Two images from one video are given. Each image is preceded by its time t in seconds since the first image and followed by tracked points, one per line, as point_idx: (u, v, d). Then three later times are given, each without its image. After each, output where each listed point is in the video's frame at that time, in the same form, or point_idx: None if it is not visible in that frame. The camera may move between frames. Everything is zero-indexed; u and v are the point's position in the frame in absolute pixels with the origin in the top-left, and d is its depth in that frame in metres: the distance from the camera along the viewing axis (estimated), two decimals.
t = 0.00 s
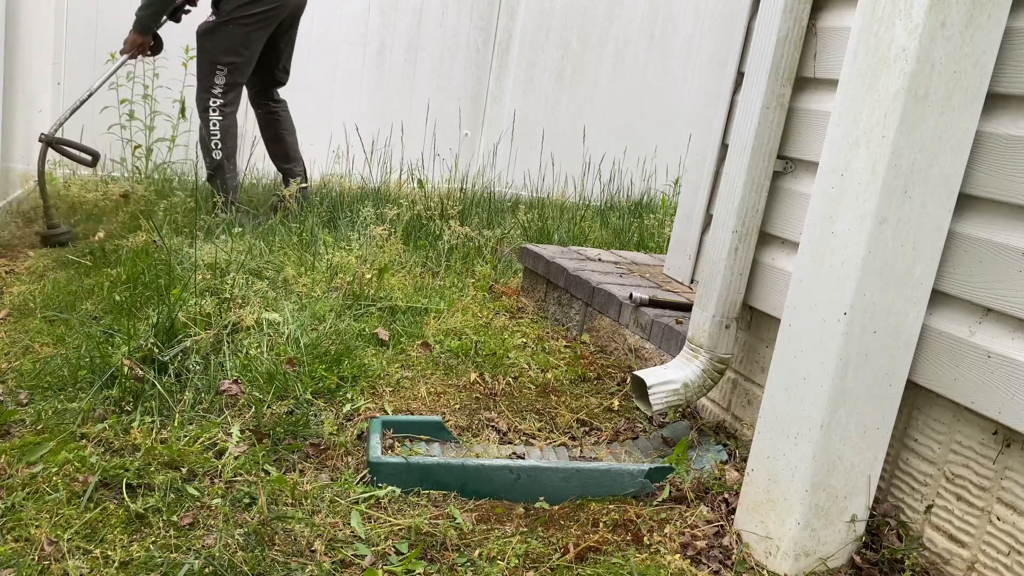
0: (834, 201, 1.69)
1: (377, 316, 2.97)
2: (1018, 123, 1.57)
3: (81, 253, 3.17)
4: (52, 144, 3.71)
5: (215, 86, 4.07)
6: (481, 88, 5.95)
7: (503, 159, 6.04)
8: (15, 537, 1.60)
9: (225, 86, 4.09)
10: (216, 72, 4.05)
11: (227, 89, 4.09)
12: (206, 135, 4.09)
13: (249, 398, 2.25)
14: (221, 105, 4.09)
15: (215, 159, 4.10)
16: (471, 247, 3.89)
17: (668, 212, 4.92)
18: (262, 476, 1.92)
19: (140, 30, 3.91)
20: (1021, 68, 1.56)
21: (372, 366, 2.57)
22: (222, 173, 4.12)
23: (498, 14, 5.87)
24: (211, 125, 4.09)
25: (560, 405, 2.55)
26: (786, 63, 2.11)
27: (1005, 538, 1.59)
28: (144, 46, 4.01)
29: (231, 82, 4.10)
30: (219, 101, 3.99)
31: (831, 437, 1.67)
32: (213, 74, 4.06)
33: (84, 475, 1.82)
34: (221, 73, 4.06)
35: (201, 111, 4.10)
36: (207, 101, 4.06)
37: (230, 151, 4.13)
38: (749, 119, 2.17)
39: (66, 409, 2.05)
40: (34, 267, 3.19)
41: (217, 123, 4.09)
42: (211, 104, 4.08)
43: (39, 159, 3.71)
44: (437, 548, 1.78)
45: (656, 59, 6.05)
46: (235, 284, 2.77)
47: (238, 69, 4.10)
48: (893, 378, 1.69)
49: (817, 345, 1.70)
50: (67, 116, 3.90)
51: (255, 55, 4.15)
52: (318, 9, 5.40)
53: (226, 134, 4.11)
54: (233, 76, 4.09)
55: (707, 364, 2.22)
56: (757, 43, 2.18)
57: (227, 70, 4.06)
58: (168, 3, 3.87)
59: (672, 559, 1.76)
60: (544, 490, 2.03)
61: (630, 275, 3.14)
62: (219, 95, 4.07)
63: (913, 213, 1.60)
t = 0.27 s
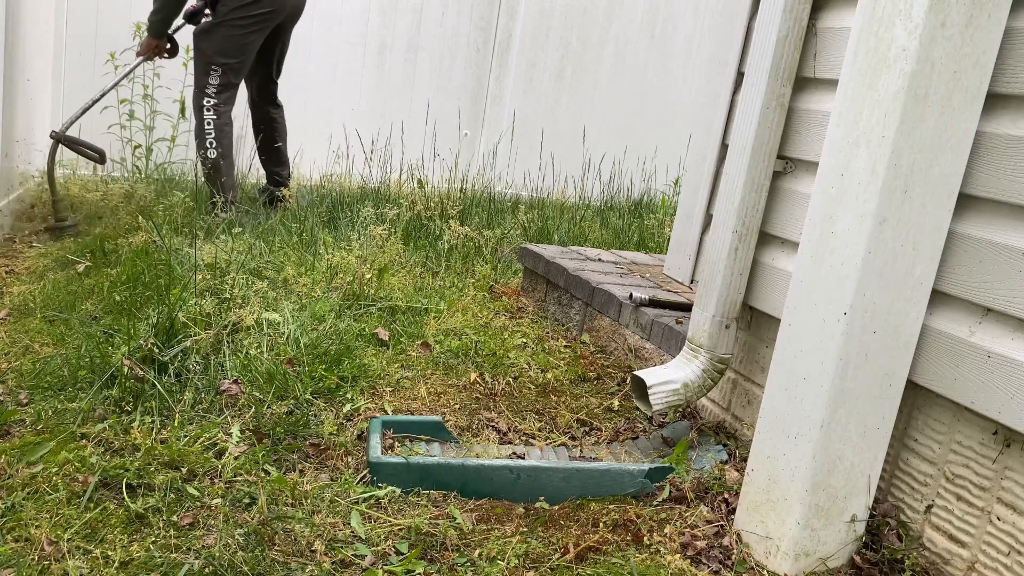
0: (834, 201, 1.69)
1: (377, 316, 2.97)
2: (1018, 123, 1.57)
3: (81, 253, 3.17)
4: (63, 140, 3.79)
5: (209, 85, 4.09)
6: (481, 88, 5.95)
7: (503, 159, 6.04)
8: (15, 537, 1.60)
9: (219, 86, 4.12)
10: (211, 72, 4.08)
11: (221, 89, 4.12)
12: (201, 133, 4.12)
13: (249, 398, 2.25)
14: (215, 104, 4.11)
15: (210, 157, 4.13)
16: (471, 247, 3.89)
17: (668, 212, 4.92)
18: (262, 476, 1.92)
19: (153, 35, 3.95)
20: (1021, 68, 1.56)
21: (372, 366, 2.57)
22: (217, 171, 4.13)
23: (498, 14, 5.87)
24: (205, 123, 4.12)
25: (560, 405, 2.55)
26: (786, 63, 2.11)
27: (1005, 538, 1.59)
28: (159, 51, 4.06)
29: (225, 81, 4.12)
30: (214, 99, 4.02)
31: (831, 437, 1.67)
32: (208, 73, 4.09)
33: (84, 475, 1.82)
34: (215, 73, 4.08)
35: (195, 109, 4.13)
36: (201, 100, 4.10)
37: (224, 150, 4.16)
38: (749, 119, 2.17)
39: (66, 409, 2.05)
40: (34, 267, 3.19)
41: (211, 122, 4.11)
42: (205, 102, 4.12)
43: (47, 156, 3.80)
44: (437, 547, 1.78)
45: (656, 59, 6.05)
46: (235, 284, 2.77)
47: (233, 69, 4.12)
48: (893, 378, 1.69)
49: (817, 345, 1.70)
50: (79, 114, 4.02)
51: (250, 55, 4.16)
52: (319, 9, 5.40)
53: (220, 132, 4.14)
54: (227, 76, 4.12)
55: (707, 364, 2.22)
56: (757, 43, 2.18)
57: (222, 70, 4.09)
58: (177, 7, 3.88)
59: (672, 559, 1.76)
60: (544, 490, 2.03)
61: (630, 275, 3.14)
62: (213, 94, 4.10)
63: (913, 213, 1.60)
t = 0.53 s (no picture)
0: (834, 201, 1.69)
1: (377, 316, 2.97)
2: (1018, 123, 1.57)
3: (81, 253, 3.17)
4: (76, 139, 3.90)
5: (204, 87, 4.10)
6: (481, 88, 5.95)
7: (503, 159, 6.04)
8: (15, 537, 1.60)
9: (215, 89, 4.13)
10: (207, 75, 4.10)
11: (216, 92, 4.13)
12: (195, 133, 4.12)
13: (249, 398, 2.25)
14: (209, 105, 4.12)
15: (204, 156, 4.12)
16: (471, 247, 3.89)
17: (668, 212, 4.92)
18: (262, 476, 1.92)
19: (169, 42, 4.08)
20: (1021, 68, 1.56)
21: (372, 366, 2.57)
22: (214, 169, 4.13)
23: (498, 14, 5.87)
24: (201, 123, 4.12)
25: (560, 405, 2.55)
26: (786, 63, 2.11)
27: (1005, 538, 1.59)
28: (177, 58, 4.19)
29: (220, 86, 4.14)
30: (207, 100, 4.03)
31: (831, 437, 1.67)
32: (204, 76, 4.10)
33: (84, 475, 1.82)
34: (211, 76, 4.10)
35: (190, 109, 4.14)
36: (196, 101, 4.11)
37: (219, 147, 4.16)
38: (749, 119, 2.17)
39: (66, 409, 2.05)
40: (34, 267, 3.19)
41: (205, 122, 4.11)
42: (199, 104, 4.13)
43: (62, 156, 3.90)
44: (437, 547, 1.78)
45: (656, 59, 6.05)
46: (235, 284, 2.77)
47: (228, 74, 4.14)
48: (894, 378, 1.69)
49: (817, 345, 1.70)
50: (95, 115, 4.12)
51: (247, 64, 4.21)
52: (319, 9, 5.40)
53: (215, 132, 4.14)
54: (223, 80, 4.15)
55: (707, 364, 2.22)
56: (757, 43, 2.18)
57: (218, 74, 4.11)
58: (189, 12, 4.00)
59: (672, 559, 1.76)
60: (544, 490, 2.03)
61: (630, 275, 3.14)
62: (207, 96, 4.10)
63: (913, 213, 1.60)
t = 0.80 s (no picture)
0: (834, 201, 1.69)
1: (377, 316, 2.97)
2: (1018, 123, 1.57)
3: (81, 254, 3.17)
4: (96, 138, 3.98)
5: (222, 86, 4.16)
6: (482, 88, 5.95)
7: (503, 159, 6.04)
8: (15, 537, 1.60)
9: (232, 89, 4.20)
10: (224, 76, 4.17)
11: (233, 92, 4.19)
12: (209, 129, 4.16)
13: (249, 398, 2.25)
14: (226, 104, 4.18)
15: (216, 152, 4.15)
16: (471, 247, 3.89)
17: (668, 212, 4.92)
18: (262, 476, 1.92)
19: (186, 46, 4.18)
20: (1021, 68, 1.56)
21: (372, 366, 2.57)
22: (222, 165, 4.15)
23: (498, 14, 5.88)
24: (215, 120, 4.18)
25: (560, 405, 2.55)
26: (786, 63, 2.11)
27: (1005, 538, 1.59)
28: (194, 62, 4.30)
29: (238, 87, 4.21)
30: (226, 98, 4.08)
31: (831, 437, 1.67)
32: (222, 77, 4.17)
33: (84, 475, 1.82)
34: (229, 77, 4.17)
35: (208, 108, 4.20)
36: (213, 101, 4.16)
37: (231, 144, 4.19)
38: (749, 119, 2.17)
39: (65, 409, 2.05)
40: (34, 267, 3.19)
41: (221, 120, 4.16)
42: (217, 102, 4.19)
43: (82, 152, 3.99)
44: (437, 547, 1.78)
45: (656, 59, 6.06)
46: (235, 284, 2.77)
47: (245, 75, 4.21)
48: (893, 378, 1.69)
49: (817, 345, 1.70)
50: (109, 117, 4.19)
51: (263, 67, 4.30)
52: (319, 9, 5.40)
53: (229, 129, 4.19)
54: (241, 81, 4.22)
55: (707, 364, 2.22)
56: (756, 43, 2.18)
57: (235, 75, 4.19)
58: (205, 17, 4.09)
59: (672, 559, 1.75)
60: (544, 490, 2.03)
61: (630, 275, 3.14)
62: (224, 95, 4.16)
63: (913, 213, 1.60)
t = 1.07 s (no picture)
0: (834, 201, 1.69)
1: (377, 316, 2.97)
2: (1018, 123, 1.57)
3: (81, 254, 3.17)
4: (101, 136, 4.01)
5: (218, 79, 4.27)
6: (482, 88, 5.94)
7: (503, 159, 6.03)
8: (15, 537, 1.60)
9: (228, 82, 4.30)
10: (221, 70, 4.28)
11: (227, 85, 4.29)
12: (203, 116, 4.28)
13: (249, 398, 2.25)
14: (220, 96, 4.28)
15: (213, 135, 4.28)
16: (471, 247, 3.90)
17: (668, 212, 4.92)
18: (262, 476, 1.92)
19: (193, 48, 4.30)
20: (1021, 68, 1.56)
21: (372, 366, 2.57)
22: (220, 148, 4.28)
23: (498, 14, 5.88)
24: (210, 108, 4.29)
25: (560, 405, 2.55)
26: (786, 63, 2.11)
27: (1005, 538, 1.59)
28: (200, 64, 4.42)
29: (234, 79, 4.31)
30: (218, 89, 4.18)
31: (831, 437, 1.67)
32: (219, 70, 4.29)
33: (84, 475, 1.82)
34: (225, 70, 4.28)
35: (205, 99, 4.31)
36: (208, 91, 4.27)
37: (224, 133, 4.29)
38: (749, 119, 2.17)
39: (65, 409, 2.06)
40: (33, 267, 3.19)
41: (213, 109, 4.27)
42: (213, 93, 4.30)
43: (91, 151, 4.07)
44: (437, 547, 1.78)
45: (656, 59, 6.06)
46: (235, 284, 2.77)
47: (243, 70, 4.32)
48: (893, 378, 1.69)
49: (818, 345, 1.69)
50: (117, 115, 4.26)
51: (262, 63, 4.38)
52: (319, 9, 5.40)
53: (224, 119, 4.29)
54: (238, 75, 4.32)
55: (707, 364, 2.22)
56: (756, 43, 2.18)
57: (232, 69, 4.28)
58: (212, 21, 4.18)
59: (672, 559, 1.75)
60: (544, 490, 2.03)
61: (630, 275, 3.14)
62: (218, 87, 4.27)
63: (913, 213, 1.60)
